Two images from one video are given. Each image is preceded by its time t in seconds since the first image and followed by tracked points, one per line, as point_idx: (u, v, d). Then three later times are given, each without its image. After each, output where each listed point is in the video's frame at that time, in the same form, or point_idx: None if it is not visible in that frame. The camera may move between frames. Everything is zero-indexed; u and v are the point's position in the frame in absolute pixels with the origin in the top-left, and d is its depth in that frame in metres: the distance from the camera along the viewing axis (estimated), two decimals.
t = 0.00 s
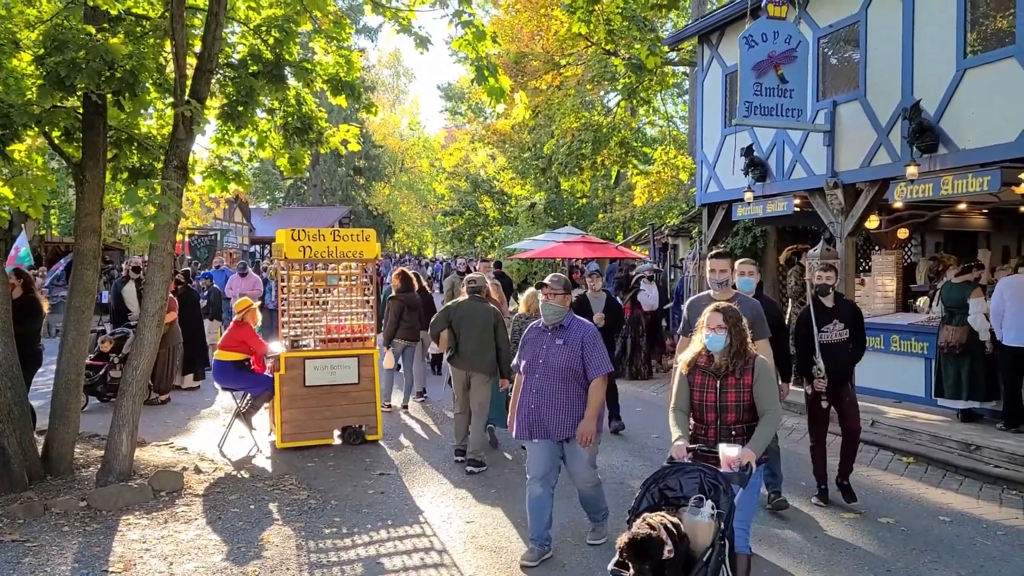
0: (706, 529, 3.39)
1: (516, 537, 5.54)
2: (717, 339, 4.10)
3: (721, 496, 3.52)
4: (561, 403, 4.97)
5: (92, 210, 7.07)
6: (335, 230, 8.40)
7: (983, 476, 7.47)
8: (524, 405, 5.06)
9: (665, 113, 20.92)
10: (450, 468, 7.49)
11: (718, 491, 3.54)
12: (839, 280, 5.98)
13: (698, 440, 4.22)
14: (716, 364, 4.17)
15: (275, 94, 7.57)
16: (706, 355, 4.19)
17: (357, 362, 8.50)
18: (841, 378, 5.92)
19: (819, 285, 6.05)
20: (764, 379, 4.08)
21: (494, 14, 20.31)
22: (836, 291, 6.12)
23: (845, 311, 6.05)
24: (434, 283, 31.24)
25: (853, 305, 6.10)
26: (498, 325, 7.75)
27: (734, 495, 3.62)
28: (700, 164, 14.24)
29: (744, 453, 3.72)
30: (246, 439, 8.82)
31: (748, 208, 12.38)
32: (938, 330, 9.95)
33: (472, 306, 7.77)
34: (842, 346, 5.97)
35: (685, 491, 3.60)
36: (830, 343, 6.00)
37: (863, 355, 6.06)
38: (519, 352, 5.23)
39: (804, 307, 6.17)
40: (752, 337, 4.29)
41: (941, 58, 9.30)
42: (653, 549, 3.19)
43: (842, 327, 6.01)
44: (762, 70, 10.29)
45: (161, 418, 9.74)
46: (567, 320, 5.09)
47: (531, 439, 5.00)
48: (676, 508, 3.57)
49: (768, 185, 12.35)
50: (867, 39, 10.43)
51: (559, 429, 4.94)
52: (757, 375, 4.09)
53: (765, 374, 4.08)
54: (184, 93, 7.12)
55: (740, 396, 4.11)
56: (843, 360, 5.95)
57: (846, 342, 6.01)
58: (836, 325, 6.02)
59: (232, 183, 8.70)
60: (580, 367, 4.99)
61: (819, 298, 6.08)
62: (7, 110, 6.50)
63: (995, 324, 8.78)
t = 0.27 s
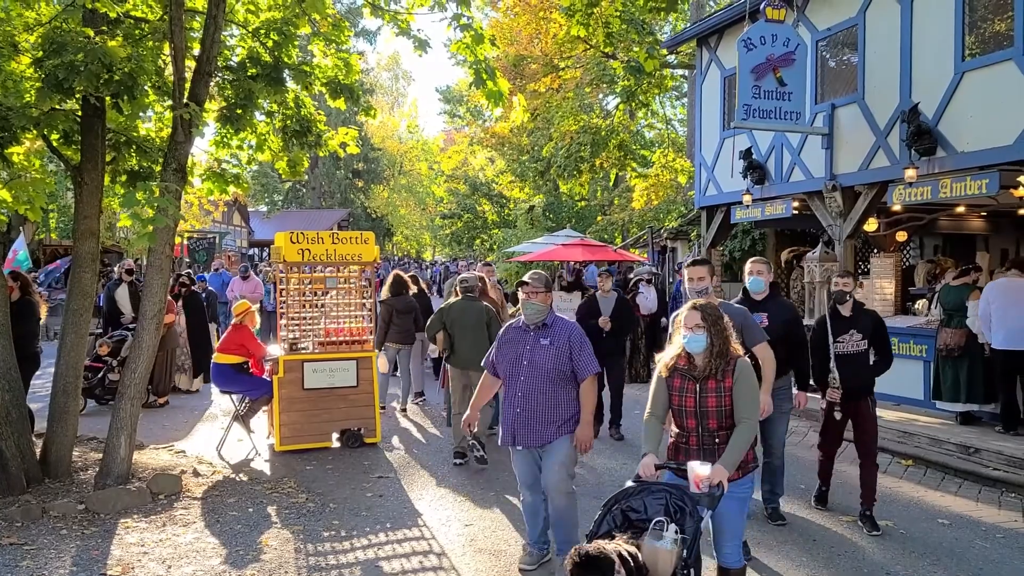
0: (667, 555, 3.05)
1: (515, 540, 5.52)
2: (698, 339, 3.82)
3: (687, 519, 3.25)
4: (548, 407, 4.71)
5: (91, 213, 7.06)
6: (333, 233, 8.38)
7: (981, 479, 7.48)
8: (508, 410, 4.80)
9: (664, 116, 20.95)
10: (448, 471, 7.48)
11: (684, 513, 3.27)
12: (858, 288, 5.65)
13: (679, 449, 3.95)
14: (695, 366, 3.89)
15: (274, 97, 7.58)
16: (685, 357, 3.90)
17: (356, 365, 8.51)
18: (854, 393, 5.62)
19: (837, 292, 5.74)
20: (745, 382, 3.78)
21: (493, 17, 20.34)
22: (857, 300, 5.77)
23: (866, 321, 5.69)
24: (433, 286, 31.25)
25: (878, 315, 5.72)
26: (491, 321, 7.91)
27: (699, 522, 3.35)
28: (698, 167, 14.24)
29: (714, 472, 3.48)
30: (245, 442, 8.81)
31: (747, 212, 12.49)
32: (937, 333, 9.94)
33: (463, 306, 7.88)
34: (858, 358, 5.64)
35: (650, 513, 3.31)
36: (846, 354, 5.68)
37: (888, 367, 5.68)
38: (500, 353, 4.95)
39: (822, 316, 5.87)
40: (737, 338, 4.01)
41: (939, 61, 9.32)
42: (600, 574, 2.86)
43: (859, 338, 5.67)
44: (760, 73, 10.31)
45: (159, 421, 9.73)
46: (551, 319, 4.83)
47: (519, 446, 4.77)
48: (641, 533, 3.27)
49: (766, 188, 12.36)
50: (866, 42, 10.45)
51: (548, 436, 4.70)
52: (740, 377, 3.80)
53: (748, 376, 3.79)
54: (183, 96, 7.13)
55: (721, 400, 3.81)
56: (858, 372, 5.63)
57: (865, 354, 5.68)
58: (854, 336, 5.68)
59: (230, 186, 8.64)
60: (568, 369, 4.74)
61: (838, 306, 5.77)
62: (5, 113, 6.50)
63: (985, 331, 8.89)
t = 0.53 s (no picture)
0: None
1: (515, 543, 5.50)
2: (663, 353, 3.56)
3: (648, 542, 2.98)
4: (539, 428, 4.28)
5: (90, 215, 7.05)
6: (332, 235, 8.36)
7: (982, 481, 7.48)
8: (497, 427, 4.39)
9: (663, 118, 20.96)
10: (448, 474, 7.47)
11: (645, 536, 3.01)
12: (872, 287, 5.48)
13: (645, 473, 3.65)
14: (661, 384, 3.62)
15: (273, 99, 7.57)
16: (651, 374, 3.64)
17: (355, 367, 8.50)
18: (871, 395, 5.38)
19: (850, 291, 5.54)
20: (714, 400, 3.49)
21: (492, 20, 20.35)
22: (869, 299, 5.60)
23: (881, 322, 5.52)
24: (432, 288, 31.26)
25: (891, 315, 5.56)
26: (493, 323, 7.99)
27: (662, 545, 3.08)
28: (698, 169, 14.24)
29: (679, 491, 3.22)
30: (244, 444, 8.80)
31: (746, 214, 12.45)
32: (937, 335, 9.94)
33: (466, 307, 7.93)
34: (874, 360, 5.43)
35: (610, 535, 3.05)
36: (861, 356, 5.46)
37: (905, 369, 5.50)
38: (489, 362, 4.52)
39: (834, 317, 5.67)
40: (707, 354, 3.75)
41: (939, 63, 9.32)
42: None
43: (874, 339, 5.48)
44: (760, 75, 10.30)
45: (158, 423, 9.72)
46: (546, 329, 4.38)
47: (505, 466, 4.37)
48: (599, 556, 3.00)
49: (766, 190, 12.36)
50: (865, 44, 10.45)
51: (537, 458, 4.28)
52: (708, 394, 3.50)
53: (718, 394, 3.50)
54: (182, 98, 7.13)
55: (688, 420, 3.51)
56: (874, 374, 5.41)
57: (881, 355, 5.47)
58: (868, 337, 5.49)
59: (230, 189, 8.68)
60: (563, 386, 4.30)
61: (850, 306, 5.58)
62: (4, 115, 6.50)
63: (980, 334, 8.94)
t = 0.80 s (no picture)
0: None
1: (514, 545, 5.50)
2: (633, 352, 3.32)
3: (606, 567, 2.76)
4: (531, 429, 4.24)
5: (88, 217, 7.04)
6: (332, 237, 8.34)
7: (980, 483, 7.49)
8: (487, 428, 4.33)
9: (662, 120, 20.98)
10: (447, 476, 7.47)
11: (602, 559, 2.77)
12: (875, 294, 5.24)
13: (612, 481, 3.38)
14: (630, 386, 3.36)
15: (272, 101, 7.57)
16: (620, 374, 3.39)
17: (354, 369, 8.49)
18: (881, 409, 5.19)
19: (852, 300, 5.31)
20: (684, 404, 3.22)
21: (491, 22, 20.36)
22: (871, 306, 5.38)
23: (884, 329, 5.31)
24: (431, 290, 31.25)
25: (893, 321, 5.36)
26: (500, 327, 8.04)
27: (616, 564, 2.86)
28: (697, 171, 14.26)
29: (641, 506, 2.97)
30: (243, 446, 8.79)
31: (745, 216, 12.45)
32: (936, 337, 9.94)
33: (476, 310, 7.96)
34: (881, 371, 5.22)
35: (566, 557, 2.76)
36: (867, 367, 5.26)
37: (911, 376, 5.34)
38: (480, 362, 4.49)
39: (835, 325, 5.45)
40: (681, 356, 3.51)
41: (937, 66, 9.33)
42: None
43: (881, 349, 5.27)
44: (759, 78, 10.31)
45: (157, 425, 9.71)
46: (538, 330, 4.36)
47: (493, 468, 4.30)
48: None
49: (765, 193, 12.37)
50: (864, 47, 10.46)
51: (526, 460, 4.23)
52: (677, 395, 3.23)
53: (689, 396, 3.23)
54: (181, 100, 7.13)
55: (656, 424, 3.25)
56: (882, 386, 5.22)
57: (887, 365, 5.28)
58: (873, 346, 5.28)
59: (229, 191, 8.67)
60: (555, 388, 4.28)
61: (852, 314, 5.36)
62: (3, 117, 6.49)
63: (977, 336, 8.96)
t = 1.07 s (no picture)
0: None
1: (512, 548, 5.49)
2: (594, 368, 3.01)
3: None
4: (514, 440, 4.10)
5: (87, 218, 7.04)
6: (330, 239, 8.36)
7: (978, 485, 7.48)
8: (469, 440, 4.17)
9: (660, 122, 21.00)
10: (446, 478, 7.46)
11: None
12: (877, 292, 5.16)
13: (570, 515, 3.03)
14: (592, 407, 3.03)
15: (271, 102, 7.58)
16: (580, 393, 3.07)
17: (353, 371, 8.48)
18: (892, 412, 5.01)
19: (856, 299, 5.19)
20: (648, 430, 2.87)
21: (490, 24, 20.37)
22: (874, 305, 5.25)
23: (890, 328, 5.16)
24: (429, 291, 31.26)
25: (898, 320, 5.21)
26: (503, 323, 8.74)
27: None
28: (695, 173, 14.26)
29: (580, 534, 2.70)
30: (241, 447, 8.78)
31: (743, 218, 12.43)
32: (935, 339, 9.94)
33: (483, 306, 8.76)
34: (885, 373, 5.08)
35: None
36: (874, 369, 5.12)
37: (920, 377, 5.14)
38: (459, 371, 4.32)
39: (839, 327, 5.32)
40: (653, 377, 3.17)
41: (936, 68, 9.34)
42: None
43: (888, 349, 5.13)
44: (757, 80, 10.32)
45: (155, 427, 9.69)
46: (520, 337, 4.19)
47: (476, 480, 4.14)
48: None
49: (763, 195, 12.38)
50: (863, 49, 10.47)
51: (512, 472, 4.09)
52: (640, 419, 2.89)
53: (653, 420, 2.89)
54: (179, 101, 7.13)
55: (616, 451, 2.89)
56: (890, 387, 5.06)
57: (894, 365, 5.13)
58: (879, 347, 5.14)
59: (228, 192, 8.66)
60: (538, 396, 4.12)
61: (856, 315, 5.23)
62: (1, 118, 6.49)
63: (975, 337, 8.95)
